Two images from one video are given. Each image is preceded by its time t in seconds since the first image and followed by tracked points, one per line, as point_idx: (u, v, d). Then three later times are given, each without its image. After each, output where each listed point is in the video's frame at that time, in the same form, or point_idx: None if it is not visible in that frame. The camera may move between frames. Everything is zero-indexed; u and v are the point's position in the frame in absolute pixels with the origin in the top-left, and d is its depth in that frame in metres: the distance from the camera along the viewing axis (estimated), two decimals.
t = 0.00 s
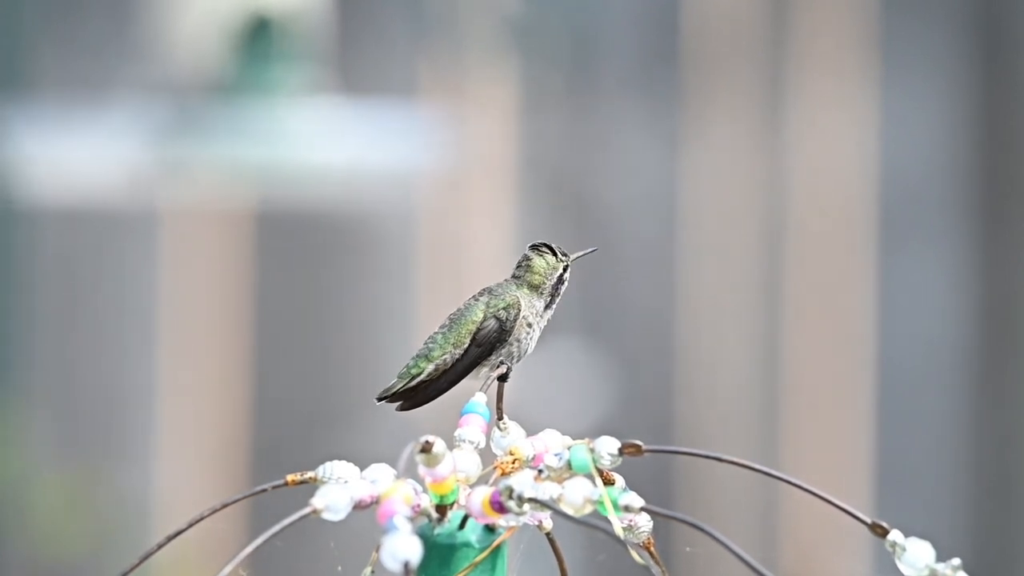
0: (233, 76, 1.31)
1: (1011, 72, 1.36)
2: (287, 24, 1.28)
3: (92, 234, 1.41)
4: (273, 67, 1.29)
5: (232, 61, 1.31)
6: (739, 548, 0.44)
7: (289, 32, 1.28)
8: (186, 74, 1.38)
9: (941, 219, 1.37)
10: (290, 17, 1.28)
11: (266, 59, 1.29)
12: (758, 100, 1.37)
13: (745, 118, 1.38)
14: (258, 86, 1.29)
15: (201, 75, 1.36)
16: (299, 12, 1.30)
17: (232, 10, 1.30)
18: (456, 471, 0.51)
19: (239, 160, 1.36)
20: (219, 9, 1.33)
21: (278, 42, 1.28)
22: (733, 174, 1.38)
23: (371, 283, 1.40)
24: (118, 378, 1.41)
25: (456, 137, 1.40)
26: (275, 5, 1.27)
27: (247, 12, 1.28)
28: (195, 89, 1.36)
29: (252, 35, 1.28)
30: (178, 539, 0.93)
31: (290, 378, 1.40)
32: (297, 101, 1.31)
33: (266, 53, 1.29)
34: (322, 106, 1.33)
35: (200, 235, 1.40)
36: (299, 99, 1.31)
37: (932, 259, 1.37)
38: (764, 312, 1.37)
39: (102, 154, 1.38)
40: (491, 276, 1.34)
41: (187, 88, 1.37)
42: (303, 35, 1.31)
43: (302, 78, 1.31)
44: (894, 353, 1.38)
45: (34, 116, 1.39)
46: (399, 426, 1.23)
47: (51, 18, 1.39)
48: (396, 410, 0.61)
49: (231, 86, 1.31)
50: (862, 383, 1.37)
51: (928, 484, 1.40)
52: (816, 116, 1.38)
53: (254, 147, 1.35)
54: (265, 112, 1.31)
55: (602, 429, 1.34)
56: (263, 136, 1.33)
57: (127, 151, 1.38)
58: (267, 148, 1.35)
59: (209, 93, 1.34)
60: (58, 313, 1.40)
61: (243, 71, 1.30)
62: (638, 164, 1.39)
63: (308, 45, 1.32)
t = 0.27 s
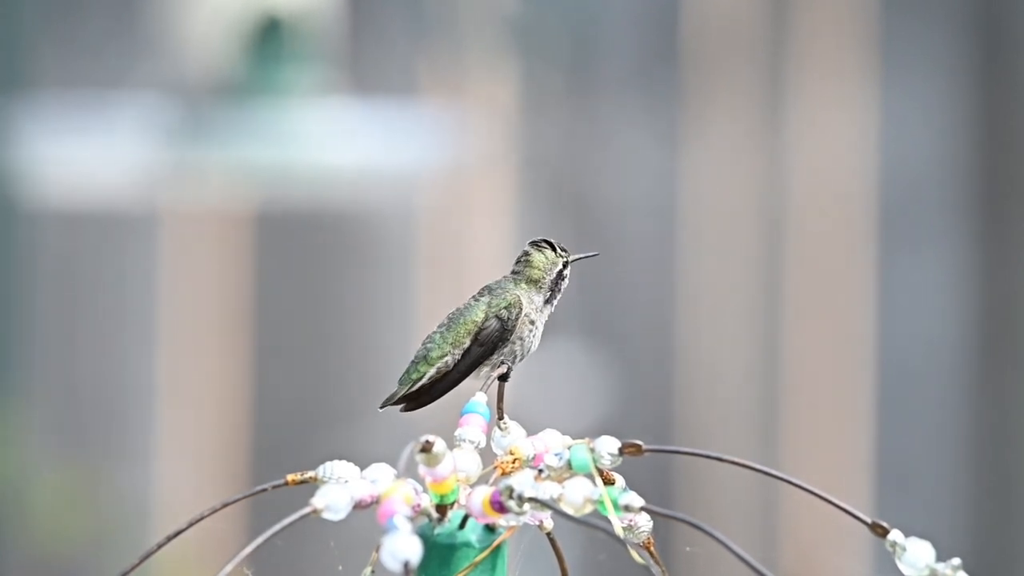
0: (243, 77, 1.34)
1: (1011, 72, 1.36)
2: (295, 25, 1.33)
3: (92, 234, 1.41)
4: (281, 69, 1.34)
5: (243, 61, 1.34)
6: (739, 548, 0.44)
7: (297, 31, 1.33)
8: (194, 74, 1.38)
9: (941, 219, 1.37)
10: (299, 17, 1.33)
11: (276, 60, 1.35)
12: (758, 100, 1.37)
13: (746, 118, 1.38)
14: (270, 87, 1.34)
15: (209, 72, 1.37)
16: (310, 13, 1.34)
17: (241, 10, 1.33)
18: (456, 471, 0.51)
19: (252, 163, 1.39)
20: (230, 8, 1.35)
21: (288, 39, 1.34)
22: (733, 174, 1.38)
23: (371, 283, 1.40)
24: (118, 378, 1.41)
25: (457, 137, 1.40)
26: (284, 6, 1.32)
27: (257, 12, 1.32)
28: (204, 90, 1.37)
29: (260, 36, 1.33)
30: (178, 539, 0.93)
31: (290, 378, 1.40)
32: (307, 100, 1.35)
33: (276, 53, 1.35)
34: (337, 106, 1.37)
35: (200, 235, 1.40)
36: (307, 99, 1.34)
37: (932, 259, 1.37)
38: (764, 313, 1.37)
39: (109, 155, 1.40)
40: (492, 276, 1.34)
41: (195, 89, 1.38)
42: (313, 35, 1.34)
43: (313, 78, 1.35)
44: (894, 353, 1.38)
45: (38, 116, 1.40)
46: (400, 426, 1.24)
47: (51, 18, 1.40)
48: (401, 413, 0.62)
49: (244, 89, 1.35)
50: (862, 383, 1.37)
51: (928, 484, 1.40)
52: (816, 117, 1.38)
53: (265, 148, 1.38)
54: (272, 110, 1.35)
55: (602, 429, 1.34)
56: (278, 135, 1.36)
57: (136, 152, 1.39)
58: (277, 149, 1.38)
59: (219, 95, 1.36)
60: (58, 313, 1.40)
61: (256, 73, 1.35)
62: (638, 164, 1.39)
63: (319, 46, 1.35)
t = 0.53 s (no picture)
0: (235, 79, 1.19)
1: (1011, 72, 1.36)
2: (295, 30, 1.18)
3: (93, 234, 1.41)
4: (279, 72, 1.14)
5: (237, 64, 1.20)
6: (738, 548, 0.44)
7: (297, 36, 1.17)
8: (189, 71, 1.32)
9: (941, 219, 1.37)
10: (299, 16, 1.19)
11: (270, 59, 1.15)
12: (758, 100, 1.37)
13: (746, 118, 1.38)
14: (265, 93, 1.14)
15: (206, 72, 1.28)
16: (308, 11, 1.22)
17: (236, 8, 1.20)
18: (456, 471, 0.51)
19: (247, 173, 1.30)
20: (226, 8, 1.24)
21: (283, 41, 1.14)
22: (733, 174, 1.38)
23: (372, 284, 1.40)
24: (119, 379, 1.41)
25: (457, 137, 1.40)
26: (279, 6, 1.14)
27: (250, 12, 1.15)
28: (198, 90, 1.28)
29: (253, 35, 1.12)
30: (177, 539, 0.92)
31: (291, 378, 1.40)
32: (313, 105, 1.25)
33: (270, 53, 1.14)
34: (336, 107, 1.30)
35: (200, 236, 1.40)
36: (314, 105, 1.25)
37: (932, 259, 1.37)
38: (764, 313, 1.37)
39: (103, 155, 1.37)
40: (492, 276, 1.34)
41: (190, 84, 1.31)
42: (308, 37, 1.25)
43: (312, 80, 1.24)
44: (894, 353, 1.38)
45: (36, 118, 1.39)
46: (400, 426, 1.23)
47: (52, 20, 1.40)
48: (400, 414, 0.61)
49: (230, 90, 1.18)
50: (862, 383, 1.37)
51: (928, 484, 1.40)
52: (816, 117, 1.38)
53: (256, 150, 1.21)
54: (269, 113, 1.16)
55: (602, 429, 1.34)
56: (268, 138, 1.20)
57: (130, 152, 1.35)
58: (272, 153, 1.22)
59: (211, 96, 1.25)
60: (59, 314, 1.40)
61: (246, 71, 1.16)
62: (638, 165, 1.39)
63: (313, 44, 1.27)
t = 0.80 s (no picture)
0: (222, 79, 1.23)
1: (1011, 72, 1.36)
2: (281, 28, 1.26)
3: (92, 234, 1.41)
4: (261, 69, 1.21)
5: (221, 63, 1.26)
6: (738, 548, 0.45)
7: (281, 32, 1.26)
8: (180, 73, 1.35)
9: (941, 220, 1.37)
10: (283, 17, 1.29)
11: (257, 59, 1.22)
12: (758, 100, 1.37)
13: (746, 119, 1.38)
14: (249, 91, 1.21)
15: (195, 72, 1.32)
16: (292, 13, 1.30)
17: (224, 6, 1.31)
18: (456, 471, 0.51)
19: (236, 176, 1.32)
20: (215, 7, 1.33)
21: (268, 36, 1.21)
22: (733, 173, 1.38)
23: (372, 283, 1.40)
24: (118, 378, 1.41)
25: (457, 137, 1.40)
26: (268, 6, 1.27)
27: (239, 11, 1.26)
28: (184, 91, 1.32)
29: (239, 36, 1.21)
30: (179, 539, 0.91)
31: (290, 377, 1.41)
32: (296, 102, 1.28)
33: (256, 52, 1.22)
34: (316, 108, 1.32)
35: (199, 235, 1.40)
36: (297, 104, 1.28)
37: (932, 259, 1.37)
38: (763, 313, 1.37)
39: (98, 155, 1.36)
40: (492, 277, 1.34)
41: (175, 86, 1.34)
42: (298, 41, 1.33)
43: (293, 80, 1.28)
44: (894, 353, 1.38)
45: (33, 117, 1.37)
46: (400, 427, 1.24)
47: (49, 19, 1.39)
48: (395, 406, 0.61)
49: (216, 89, 1.24)
50: (862, 382, 1.37)
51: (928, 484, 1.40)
52: (815, 117, 1.37)
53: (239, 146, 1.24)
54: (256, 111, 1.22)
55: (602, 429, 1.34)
56: (253, 137, 1.25)
57: (124, 153, 1.35)
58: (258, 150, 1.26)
59: (196, 95, 1.29)
60: (58, 314, 1.40)
61: (233, 71, 1.23)
62: (637, 164, 1.39)
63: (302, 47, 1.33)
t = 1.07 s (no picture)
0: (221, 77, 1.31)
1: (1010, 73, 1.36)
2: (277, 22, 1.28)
3: (92, 234, 1.41)
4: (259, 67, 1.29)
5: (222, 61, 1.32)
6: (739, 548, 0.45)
7: (279, 31, 1.29)
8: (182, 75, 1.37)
9: (940, 220, 1.37)
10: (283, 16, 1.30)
11: (254, 59, 1.30)
12: (758, 101, 1.37)
13: (746, 119, 1.38)
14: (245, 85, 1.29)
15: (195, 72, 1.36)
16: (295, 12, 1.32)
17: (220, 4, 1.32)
18: (456, 471, 0.51)
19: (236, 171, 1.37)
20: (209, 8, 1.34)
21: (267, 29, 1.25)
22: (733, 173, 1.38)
23: (371, 283, 1.40)
24: (118, 378, 1.41)
25: (456, 137, 1.40)
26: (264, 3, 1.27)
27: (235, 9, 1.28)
28: (179, 87, 1.37)
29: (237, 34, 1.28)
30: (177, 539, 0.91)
31: (290, 377, 1.40)
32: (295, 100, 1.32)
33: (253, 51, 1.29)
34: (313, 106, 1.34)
35: (198, 235, 1.40)
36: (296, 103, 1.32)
37: (932, 260, 1.37)
38: (763, 313, 1.37)
39: (99, 155, 1.37)
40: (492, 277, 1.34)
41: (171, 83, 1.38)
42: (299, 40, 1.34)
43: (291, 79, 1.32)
44: (894, 354, 1.38)
45: (32, 117, 1.38)
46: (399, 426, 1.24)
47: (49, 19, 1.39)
48: (408, 416, 0.61)
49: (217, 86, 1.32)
50: (862, 383, 1.37)
51: (927, 484, 1.40)
52: (815, 117, 1.38)
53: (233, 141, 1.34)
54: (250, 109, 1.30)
55: (602, 429, 1.34)
56: (248, 135, 1.33)
57: (125, 152, 1.37)
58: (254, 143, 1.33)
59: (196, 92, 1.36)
60: (58, 315, 1.40)
61: (229, 67, 1.31)
62: (637, 164, 1.39)
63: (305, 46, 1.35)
